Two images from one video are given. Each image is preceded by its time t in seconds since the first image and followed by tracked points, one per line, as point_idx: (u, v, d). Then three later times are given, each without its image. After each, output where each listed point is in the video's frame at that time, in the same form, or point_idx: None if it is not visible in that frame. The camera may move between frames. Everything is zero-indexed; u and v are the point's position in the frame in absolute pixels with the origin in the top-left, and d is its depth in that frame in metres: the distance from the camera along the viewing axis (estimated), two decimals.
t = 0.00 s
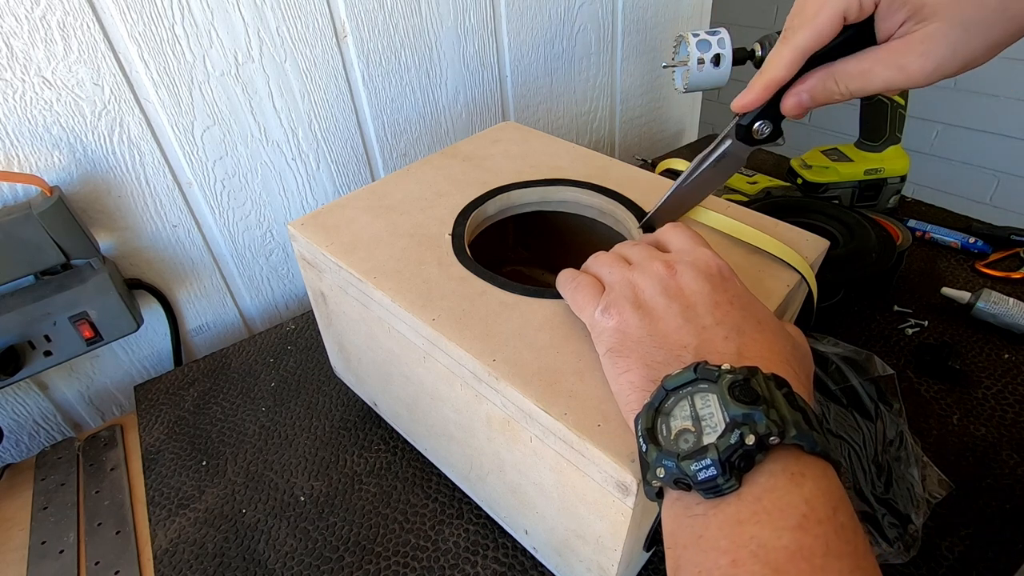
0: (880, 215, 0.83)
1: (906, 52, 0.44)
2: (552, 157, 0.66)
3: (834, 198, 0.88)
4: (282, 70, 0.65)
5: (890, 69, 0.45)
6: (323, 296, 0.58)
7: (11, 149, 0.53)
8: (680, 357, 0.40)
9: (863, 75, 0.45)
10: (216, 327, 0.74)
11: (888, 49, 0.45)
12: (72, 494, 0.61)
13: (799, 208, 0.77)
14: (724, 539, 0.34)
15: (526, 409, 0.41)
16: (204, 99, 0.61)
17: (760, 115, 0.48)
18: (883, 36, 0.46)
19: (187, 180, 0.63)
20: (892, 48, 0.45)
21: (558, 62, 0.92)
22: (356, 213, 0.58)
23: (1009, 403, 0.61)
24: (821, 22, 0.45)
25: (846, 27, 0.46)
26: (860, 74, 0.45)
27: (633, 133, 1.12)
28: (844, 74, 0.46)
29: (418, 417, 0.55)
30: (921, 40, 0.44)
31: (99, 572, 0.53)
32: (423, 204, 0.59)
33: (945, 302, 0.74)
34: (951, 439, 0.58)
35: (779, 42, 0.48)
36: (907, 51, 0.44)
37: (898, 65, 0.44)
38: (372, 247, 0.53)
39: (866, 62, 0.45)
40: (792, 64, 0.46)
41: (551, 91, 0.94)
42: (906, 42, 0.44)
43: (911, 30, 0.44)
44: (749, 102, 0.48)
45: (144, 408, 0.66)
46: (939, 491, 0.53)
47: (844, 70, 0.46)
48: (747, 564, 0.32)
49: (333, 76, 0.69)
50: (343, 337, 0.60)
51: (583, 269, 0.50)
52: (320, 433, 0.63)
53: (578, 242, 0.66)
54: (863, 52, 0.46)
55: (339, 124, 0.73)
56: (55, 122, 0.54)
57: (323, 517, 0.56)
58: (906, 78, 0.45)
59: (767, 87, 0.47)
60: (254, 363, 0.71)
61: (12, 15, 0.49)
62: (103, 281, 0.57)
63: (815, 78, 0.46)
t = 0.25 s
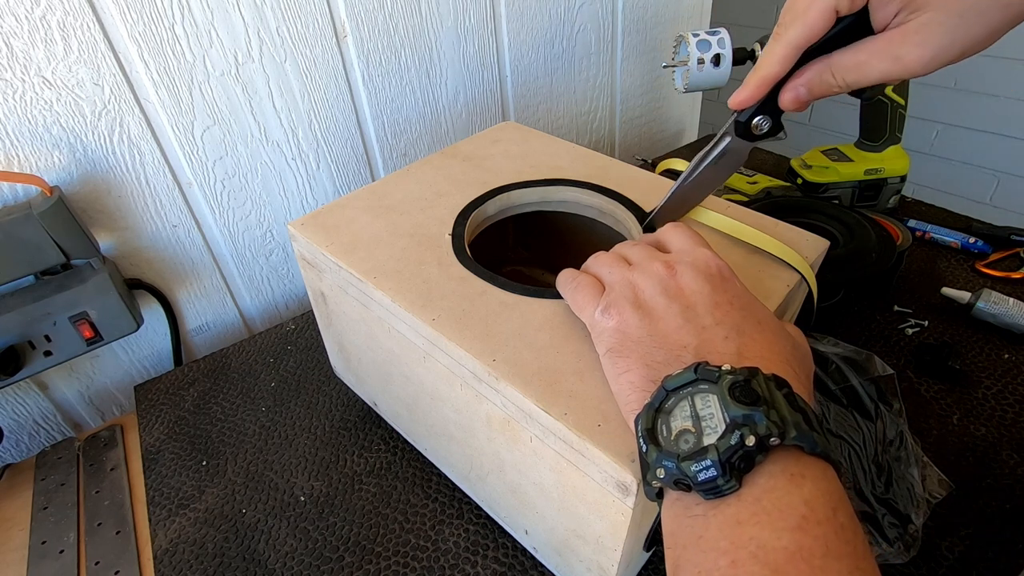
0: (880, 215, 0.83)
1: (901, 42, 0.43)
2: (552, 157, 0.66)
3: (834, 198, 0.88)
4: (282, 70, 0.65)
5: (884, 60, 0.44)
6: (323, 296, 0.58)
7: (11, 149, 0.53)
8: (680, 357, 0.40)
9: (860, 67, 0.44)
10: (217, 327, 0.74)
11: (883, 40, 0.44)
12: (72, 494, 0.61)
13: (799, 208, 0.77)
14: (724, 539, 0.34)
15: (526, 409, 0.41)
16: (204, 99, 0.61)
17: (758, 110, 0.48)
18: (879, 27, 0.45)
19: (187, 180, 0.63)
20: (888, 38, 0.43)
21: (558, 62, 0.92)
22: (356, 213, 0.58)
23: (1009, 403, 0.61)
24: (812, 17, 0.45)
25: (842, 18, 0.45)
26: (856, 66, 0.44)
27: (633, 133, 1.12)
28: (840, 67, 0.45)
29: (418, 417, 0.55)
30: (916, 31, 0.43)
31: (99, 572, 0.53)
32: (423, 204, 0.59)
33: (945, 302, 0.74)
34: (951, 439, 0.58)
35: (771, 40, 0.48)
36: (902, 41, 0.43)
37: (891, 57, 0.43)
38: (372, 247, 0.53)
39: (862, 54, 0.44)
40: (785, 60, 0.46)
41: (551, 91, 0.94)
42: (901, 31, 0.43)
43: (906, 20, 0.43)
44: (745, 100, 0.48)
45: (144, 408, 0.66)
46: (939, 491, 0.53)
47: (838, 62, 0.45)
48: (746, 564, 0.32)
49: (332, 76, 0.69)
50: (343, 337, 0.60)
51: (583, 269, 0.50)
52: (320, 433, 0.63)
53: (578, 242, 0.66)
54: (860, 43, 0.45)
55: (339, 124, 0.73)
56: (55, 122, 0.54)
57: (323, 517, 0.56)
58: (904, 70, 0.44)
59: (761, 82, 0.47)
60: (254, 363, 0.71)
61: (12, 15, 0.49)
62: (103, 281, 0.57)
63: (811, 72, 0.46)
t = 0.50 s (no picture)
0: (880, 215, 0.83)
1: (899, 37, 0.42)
2: (552, 157, 0.66)
3: (834, 198, 0.88)
4: (282, 70, 0.65)
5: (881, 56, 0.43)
6: (323, 296, 0.58)
7: (11, 149, 0.53)
8: (680, 357, 0.40)
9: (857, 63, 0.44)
10: (217, 327, 0.74)
11: (879, 35, 0.43)
12: (72, 494, 0.61)
13: (799, 208, 0.77)
14: (724, 540, 0.34)
15: (526, 409, 0.41)
16: (204, 99, 0.61)
17: (755, 108, 0.48)
18: (875, 21, 0.44)
19: (187, 180, 0.63)
20: (884, 33, 0.43)
21: (558, 62, 0.92)
22: (356, 213, 0.58)
23: (1009, 403, 0.61)
24: (807, 15, 0.45)
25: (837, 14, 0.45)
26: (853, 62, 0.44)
27: (633, 133, 1.12)
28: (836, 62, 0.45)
29: (418, 417, 0.55)
30: (912, 26, 0.42)
31: (99, 572, 0.53)
32: (423, 204, 0.59)
33: (945, 302, 0.74)
34: (951, 439, 0.58)
35: (767, 38, 0.48)
36: (898, 36, 0.43)
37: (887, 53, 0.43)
38: (372, 247, 0.53)
39: (859, 49, 0.44)
40: (780, 58, 0.47)
41: (551, 91, 0.94)
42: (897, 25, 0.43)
43: (902, 15, 0.43)
44: (740, 98, 0.49)
45: (144, 408, 0.66)
46: (939, 491, 0.53)
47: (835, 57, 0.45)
48: (746, 565, 0.32)
49: (332, 76, 0.69)
50: (343, 338, 0.60)
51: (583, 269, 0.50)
52: (320, 433, 0.63)
53: (578, 242, 0.66)
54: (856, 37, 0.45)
55: (339, 124, 0.73)
56: (55, 122, 0.54)
57: (323, 517, 0.56)
58: (901, 64, 0.43)
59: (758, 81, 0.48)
60: (254, 363, 0.71)
61: (12, 15, 0.49)
62: (103, 281, 0.57)
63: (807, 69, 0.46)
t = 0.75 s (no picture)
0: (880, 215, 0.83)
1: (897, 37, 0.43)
2: (552, 157, 0.66)
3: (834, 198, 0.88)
4: (282, 70, 0.65)
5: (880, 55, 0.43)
6: (323, 297, 0.58)
7: (11, 149, 0.53)
8: (680, 357, 0.40)
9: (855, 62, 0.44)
10: (216, 327, 0.74)
11: (877, 35, 0.43)
12: (72, 494, 0.61)
13: (799, 208, 0.77)
14: (725, 540, 0.34)
15: (526, 409, 0.41)
16: (204, 99, 0.61)
17: (753, 107, 0.48)
18: (873, 21, 0.44)
19: (187, 180, 0.63)
20: (881, 33, 0.43)
21: (558, 62, 0.92)
22: (356, 213, 0.58)
23: (1009, 403, 0.61)
24: (804, 15, 0.45)
25: (835, 14, 0.45)
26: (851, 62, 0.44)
27: (633, 133, 1.12)
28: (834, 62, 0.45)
29: (418, 417, 0.55)
30: (910, 25, 0.42)
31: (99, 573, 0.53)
32: (423, 204, 0.59)
33: (945, 302, 0.74)
34: (951, 439, 0.58)
35: (764, 39, 0.49)
36: (896, 36, 0.43)
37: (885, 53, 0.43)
38: (372, 247, 0.53)
39: (857, 49, 0.44)
40: (778, 57, 0.47)
41: (551, 91, 0.94)
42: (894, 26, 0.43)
43: (899, 15, 0.43)
44: (739, 98, 0.49)
45: (144, 408, 0.66)
46: (939, 491, 0.53)
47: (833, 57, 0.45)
48: (747, 565, 0.32)
49: (332, 76, 0.69)
50: (343, 338, 0.60)
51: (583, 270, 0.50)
52: (320, 433, 0.63)
53: (578, 242, 0.66)
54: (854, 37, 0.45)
55: (339, 124, 0.73)
56: (55, 122, 0.54)
57: (323, 518, 0.56)
58: (899, 63, 0.43)
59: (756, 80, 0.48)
60: (254, 363, 0.71)
61: (12, 15, 0.49)
62: (103, 281, 0.57)
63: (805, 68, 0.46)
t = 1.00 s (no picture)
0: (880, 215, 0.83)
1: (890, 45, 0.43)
2: (552, 157, 0.66)
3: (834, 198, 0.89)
4: (282, 70, 0.65)
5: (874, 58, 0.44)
6: (323, 296, 0.58)
7: (11, 149, 0.53)
8: (681, 355, 0.40)
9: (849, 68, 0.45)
10: (216, 327, 0.74)
11: (869, 41, 0.44)
12: (73, 494, 0.61)
13: (799, 208, 0.77)
14: (728, 534, 0.33)
15: (526, 409, 0.41)
16: (204, 99, 0.61)
17: (750, 110, 0.48)
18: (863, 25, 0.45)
19: (187, 180, 0.63)
20: (874, 39, 0.44)
21: (558, 62, 0.92)
22: (356, 213, 0.58)
23: (1009, 403, 0.61)
24: (793, 20, 0.45)
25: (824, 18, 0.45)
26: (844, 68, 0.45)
27: (632, 133, 1.12)
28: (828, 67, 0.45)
29: (418, 417, 0.55)
30: (902, 31, 0.43)
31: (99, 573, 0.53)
32: (423, 204, 0.59)
33: (945, 302, 0.74)
34: (951, 439, 0.58)
35: (755, 44, 0.48)
36: (888, 41, 0.43)
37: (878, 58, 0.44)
38: (372, 247, 0.53)
39: (850, 54, 0.44)
40: (770, 63, 0.46)
41: (551, 92, 0.94)
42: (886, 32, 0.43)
43: (890, 20, 0.43)
44: (735, 105, 0.48)
45: (144, 408, 0.66)
46: (939, 491, 0.53)
47: (826, 63, 0.45)
48: (749, 560, 0.32)
49: (333, 76, 0.69)
50: (343, 337, 0.60)
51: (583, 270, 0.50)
52: (320, 433, 0.63)
53: (578, 241, 0.66)
54: (846, 41, 0.45)
55: (339, 124, 0.73)
56: (55, 122, 0.54)
57: (323, 517, 0.56)
58: (892, 67, 0.44)
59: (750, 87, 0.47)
60: (254, 363, 0.71)
61: (12, 15, 0.49)
62: (103, 281, 0.57)
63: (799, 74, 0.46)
